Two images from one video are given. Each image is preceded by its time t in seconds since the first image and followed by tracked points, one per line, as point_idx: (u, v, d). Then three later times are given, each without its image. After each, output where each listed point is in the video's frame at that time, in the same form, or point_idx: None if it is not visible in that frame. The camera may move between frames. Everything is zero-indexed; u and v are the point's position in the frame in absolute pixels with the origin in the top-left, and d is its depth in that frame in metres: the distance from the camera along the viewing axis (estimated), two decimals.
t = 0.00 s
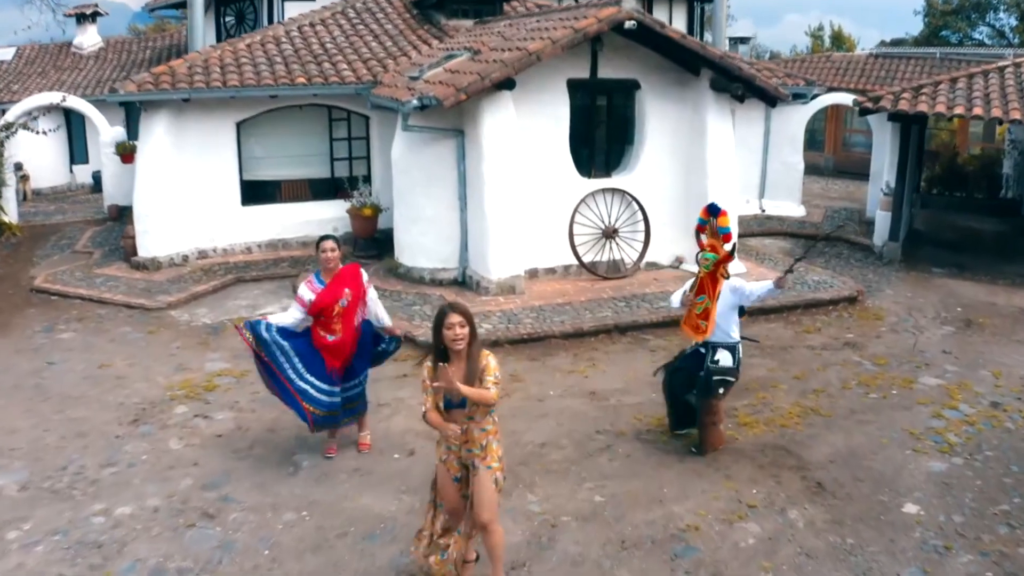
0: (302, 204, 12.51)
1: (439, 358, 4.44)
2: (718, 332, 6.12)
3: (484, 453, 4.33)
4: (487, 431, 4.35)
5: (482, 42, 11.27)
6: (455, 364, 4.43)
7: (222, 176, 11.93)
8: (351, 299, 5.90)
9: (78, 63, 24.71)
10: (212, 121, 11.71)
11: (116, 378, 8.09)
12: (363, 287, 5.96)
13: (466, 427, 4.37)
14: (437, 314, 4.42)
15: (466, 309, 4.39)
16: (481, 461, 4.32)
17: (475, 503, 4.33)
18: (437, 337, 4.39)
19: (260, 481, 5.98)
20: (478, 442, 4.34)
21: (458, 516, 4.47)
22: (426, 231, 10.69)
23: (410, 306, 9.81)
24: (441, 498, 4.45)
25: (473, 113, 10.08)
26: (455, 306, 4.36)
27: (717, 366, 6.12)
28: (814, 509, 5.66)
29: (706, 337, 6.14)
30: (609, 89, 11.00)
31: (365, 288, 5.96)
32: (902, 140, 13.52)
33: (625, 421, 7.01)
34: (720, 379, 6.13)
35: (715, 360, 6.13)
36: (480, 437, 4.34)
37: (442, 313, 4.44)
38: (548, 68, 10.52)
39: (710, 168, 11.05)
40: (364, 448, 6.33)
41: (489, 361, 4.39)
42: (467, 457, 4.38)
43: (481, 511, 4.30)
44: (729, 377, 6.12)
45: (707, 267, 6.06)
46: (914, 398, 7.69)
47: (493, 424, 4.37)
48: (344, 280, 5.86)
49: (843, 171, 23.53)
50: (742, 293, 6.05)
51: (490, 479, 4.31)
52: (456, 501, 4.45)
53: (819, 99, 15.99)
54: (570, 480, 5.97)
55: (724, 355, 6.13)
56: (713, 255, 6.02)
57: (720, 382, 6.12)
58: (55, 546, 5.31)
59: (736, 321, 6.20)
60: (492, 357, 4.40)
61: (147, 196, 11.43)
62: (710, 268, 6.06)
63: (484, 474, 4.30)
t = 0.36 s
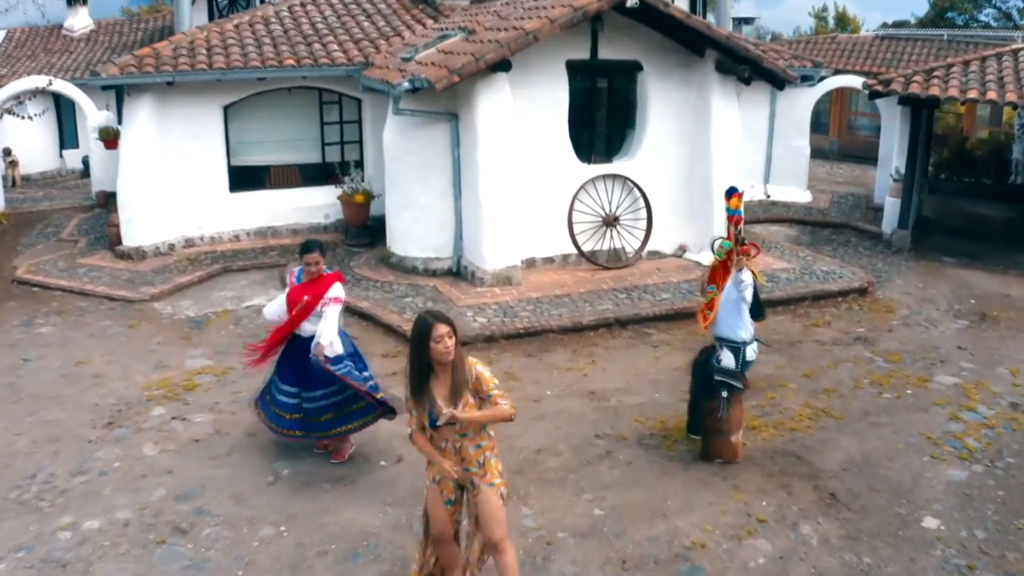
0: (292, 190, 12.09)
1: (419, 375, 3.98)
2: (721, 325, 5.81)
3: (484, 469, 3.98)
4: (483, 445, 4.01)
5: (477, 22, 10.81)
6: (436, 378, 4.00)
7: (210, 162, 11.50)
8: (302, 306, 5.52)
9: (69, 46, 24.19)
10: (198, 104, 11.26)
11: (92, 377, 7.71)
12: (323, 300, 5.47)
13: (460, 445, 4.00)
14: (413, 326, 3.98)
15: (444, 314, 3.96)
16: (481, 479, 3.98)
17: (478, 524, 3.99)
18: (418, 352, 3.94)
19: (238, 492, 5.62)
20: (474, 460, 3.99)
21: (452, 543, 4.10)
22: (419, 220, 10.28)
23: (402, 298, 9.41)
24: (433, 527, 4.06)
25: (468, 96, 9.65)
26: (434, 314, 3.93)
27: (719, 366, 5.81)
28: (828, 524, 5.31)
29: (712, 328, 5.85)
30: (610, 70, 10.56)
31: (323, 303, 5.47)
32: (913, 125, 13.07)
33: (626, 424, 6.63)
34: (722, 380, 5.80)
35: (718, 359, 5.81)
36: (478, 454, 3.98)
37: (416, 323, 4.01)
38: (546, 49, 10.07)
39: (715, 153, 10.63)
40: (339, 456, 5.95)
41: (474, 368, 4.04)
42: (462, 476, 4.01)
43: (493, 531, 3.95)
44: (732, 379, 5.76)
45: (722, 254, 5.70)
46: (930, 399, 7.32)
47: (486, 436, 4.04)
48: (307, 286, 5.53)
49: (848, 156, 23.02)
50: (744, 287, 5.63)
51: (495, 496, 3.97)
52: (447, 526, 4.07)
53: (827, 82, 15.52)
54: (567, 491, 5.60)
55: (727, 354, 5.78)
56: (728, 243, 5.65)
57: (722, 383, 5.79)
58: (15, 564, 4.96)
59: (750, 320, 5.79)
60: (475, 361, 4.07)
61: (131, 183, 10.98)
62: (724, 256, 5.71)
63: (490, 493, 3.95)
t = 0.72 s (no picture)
0: (281, 176, 11.66)
1: (431, 399, 3.58)
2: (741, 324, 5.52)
3: (493, 506, 3.61)
4: (493, 479, 3.62)
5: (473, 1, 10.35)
6: (449, 402, 3.61)
7: (196, 148, 11.07)
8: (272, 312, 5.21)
9: (59, 29, 23.63)
10: (183, 87, 10.81)
11: (67, 378, 7.32)
12: (291, 306, 5.14)
13: (468, 479, 3.62)
14: (426, 341, 3.58)
15: (460, 331, 3.57)
16: (489, 514, 3.61)
17: (484, 563, 3.64)
18: (429, 371, 3.55)
19: (215, 508, 5.26)
20: (483, 494, 3.61)
21: None
22: (413, 208, 9.86)
23: (394, 290, 9.00)
24: (432, 562, 3.69)
25: (462, 79, 9.21)
26: (449, 331, 3.54)
27: (743, 366, 5.50)
28: (847, 545, 4.96)
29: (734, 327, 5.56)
30: (611, 51, 10.14)
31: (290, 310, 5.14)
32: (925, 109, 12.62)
33: (629, 431, 6.26)
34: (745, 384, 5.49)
35: (742, 358, 5.51)
36: (487, 488, 3.61)
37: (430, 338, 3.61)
38: (545, 29, 9.62)
39: (721, 138, 10.20)
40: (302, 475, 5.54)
41: (491, 391, 3.65)
42: (469, 510, 3.65)
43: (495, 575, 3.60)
44: (758, 382, 5.43)
45: (746, 248, 5.52)
46: (950, 404, 6.95)
47: (499, 469, 3.66)
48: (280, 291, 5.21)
49: (853, 139, 22.47)
50: (759, 279, 5.34)
51: (502, 534, 3.61)
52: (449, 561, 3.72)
53: (836, 65, 15.04)
54: (566, 506, 5.25)
55: (754, 354, 5.47)
56: (752, 236, 5.49)
57: (746, 386, 5.46)
58: None
59: (776, 317, 5.41)
60: (493, 383, 3.66)
61: (115, 170, 10.54)
62: (748, 249, 5.52)
63: (496, 532, 3.60)
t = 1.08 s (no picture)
0: (272, 163, 11.24)
1: (444, 432, 3.18)
2: (783, 343, 5.11)
3: (500, 554, 3.27)
4: (503, 526, 3.27)
5: None
6: (464, 438, 3.21)
7: (183, 134, 10.64)
8: (269, 310, 4.71)
9: (49, 10, 23.05)
10: (168, 71, 10.36)
11: (41, 382, 6.93)
12: (293, 294, 4.70)
13: (476, 526, 3.24)
14: (447, 366, 3.17)
15: (489, 357, 3.17)
16: (496, 564, 3.28)
17: None
18: (448, 400, 3.15)
19: (192, 530, 4.90)
20: (490, 543, 3.25)
21: None
22: (407, 197, 9.45)
23: (388, 284, 8.59)
24: None
25: (459, 62, 8.77)
26: (476, 356, 3.14)
27: (781, 384, 5.09)
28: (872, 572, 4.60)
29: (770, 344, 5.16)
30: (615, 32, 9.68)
31: (293, 298, 4.70)
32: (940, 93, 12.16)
33: (636, 441, 5.89)
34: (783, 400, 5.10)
35: (782, 376, 5.10)
36: (497, 535, 3.25)
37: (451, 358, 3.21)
38: (546, 9, 9.17)
39: (730, 123, 9.76)
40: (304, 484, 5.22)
41: (512, 430, 3.26)
42: (472, 558, 3.28)
43: None
44: (797, 401, 5.06)
45: (782, 259, 5.08)
46: (974, 410, 6.59)
47: (509, 514, 3.30)
48: (267, 283, 4.72)
49: (860, 122, 21.92)
50: (798, 294, 4.92)
51: None
52: None
53: (846, 47, 14.56)
54: (568, 528, 4.89)
55: (794, 371, 5.07)
56: (789, 245, 5.05)
57: (784, 403, 5.09)
58: None
59: (818, 333, 5.03)
60: (515, 421, 3.28)
61: (98, 158, 10.11)
62: (784, 260, 5.07)
63: None
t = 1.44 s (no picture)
0: (262, 149, 10.80)
1: (438, 486, 2.85)
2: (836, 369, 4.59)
3: None
4: None
5: None
6: (460, 500, 2.86)
7: (169, 120, 10.20)
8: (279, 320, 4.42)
9: None
10: (153, 54, 9.90)
11: (12, 389, 6.55)
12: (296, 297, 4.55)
13: None
14: (466, 417, 2.81)
15: (515, 420, 2.78)
16: None
17: None
18: (452, 452, 2.82)
19: (166, 559, 4.54)
20: None
21: None
22: (402, 187, 9.01)
23: (381, 279, 8.18)
24: None
25: (455, 45, 8.32)
26: (497, 416, 2.76)
27: (845, 415, 4.56)
28: None
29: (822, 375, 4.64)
30: (620, 13, 9.22)
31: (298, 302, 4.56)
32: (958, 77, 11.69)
33: (644, 456, 5.52)
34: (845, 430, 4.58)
35: (844, 407, 4.57)
36: None
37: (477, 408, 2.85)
38: None
39: (740, 109, 9.31)
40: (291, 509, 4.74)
41: (519, 508, 2.87)
42: None
43: None
44: (861, 429, 4.56)
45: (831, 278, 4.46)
46: (1002, 421, 6.23)
47: None
48: (266, 291, 4.36)
49: (867, 106, 21.23)
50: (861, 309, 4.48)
51: None
52: None
53: (858, 29, 14.08)
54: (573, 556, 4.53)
55: (855, 399, 4.56)
56: (837, 261, 4.43)
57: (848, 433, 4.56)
58: None
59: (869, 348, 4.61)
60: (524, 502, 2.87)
61: (80, 145, 9.68)
62: (834, 279, 4.46)
63: None
